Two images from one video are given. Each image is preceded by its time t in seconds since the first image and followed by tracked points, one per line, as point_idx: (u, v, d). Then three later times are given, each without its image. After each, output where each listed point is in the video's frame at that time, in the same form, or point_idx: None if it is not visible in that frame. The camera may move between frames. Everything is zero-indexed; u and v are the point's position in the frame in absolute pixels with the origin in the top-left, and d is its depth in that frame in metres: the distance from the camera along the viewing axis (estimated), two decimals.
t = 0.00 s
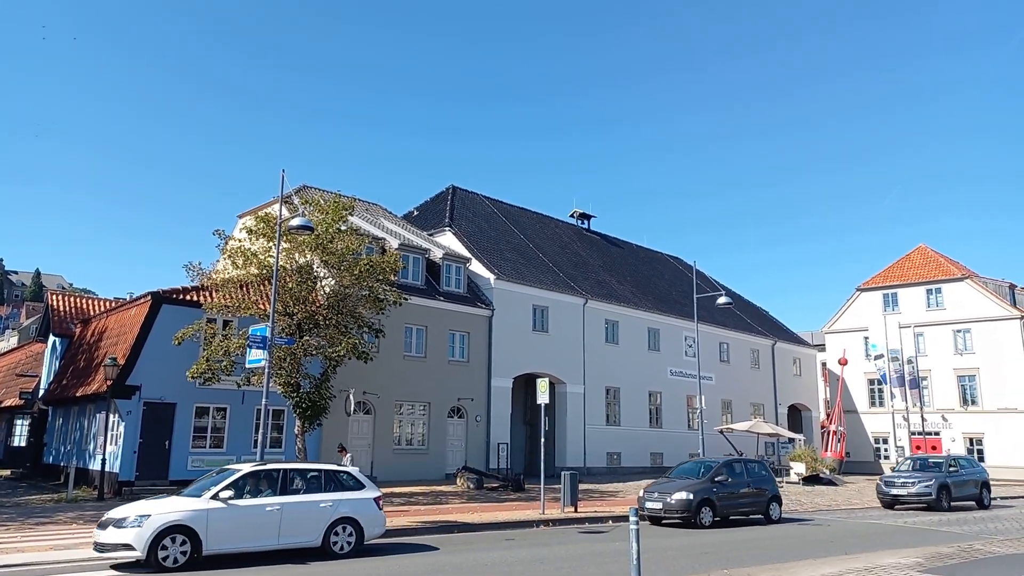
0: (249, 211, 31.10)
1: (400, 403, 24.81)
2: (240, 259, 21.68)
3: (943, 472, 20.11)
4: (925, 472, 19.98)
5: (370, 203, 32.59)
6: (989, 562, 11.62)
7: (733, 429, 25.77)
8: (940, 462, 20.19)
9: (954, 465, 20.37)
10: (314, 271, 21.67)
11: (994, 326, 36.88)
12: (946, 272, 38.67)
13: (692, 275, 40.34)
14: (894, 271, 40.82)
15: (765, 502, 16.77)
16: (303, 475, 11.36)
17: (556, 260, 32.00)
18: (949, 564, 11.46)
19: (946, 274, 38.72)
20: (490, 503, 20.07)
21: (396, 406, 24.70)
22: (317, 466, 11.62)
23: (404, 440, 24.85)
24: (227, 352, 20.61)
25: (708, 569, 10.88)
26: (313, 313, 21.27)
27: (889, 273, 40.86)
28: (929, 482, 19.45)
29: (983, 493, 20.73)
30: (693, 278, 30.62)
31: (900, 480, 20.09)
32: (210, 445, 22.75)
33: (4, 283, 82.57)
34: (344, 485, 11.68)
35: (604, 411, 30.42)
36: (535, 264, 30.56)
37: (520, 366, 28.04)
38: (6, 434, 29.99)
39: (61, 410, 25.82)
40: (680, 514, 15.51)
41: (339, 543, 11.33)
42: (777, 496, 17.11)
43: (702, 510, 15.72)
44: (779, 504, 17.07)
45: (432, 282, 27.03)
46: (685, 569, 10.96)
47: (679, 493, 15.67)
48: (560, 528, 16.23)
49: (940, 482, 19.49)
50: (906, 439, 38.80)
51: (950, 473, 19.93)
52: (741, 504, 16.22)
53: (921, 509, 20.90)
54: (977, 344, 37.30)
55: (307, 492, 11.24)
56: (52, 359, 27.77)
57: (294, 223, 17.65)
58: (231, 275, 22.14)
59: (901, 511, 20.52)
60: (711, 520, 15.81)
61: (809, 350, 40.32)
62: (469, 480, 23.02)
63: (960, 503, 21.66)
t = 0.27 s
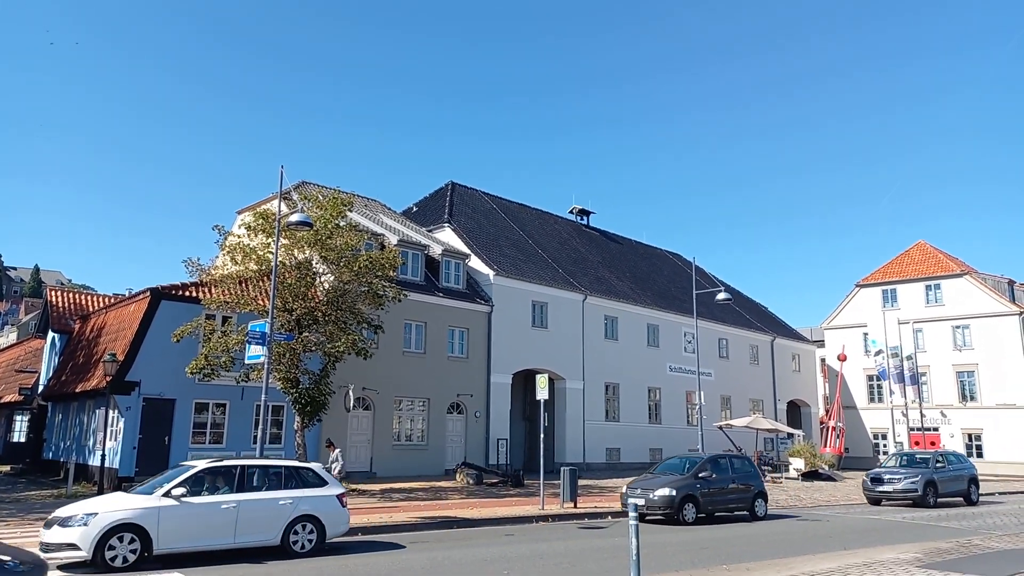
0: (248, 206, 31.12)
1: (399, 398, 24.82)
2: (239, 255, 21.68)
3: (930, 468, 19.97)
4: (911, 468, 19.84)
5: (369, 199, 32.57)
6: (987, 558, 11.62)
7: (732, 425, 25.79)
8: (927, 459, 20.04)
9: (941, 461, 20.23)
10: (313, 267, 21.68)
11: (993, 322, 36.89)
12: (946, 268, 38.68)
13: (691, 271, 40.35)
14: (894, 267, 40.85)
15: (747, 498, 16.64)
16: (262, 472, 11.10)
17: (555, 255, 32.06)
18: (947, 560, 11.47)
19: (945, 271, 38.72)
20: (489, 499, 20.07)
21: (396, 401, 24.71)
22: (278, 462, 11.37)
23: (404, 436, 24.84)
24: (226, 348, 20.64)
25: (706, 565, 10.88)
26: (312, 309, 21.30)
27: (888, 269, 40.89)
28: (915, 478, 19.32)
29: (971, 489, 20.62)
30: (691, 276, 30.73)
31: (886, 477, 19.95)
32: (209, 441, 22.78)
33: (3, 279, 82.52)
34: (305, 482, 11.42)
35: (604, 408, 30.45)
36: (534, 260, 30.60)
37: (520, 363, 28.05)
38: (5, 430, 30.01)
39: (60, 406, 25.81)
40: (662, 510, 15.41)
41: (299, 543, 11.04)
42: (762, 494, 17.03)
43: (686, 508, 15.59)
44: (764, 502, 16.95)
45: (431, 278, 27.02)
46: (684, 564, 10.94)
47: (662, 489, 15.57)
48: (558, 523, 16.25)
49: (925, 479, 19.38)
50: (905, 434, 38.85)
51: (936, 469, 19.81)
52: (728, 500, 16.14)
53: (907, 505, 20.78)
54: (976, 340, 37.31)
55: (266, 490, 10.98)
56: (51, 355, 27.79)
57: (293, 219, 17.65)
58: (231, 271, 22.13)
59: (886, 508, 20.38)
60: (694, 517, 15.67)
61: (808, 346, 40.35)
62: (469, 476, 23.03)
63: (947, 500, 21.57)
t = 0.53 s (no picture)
0: (249, 207, 31.16)
1: (400, 398, 24.83)
2: (240, 256, 21.68)
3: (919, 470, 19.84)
4: (900, 469, 19.72)
5: (369, 200, 32.58)
6: (989, 559, 11.61)
7: (733, 426, 25.75)
8: (916, 460, 19.91)
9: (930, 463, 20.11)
10: (314, 268, 21.68)
11: (994, 323, 36.84)
12: (947, 270, 38.64)
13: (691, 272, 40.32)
14: (894, 268, 40.87)
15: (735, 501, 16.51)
16: (216, 475, 10.63)
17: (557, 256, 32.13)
18: (949, 561, 11.46)
19: (946, 272, 38.68)
20: (490, 500, 20.03)
21: (396, 403, 24.70)
22: (233, 464, 10.90)
23: (405, 435, 24.84)
24: (227, 349, 20.64)
25: (706, 566, 10.87)
26: (313, 310, 21.34)
27: (889, 270, 40.92)
28: (903, 480, 19.19)
29: (961, 491, 20.50)
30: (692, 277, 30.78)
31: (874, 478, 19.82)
32: (209, 442, 22.79)
33: (4, 280, 82.56)
34: (263, 484, 10.93)
35: (604, 409, 30.42)
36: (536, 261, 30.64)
37: (521, 363, 28.04)
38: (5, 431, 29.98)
39: (60, 408, 25.84)
40: (645, 512, 15.37)
41: (254, 548, 10.54)
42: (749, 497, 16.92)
43: (668, 509, 15.56)
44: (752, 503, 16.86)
45: (432, 279, 27.01)
46: (684, 565, 10.94)
47: (645, 491, 15.49)
48: (558, 525, 16.26)
49: (914, 480, 19.23)
50: (906, 436, 38.85)
51: (925, 470, 19.69)
52: (711, 502, 16.04)
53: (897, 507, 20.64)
54: (977, 341, 37.27)
55: (219, 492, 10.49)
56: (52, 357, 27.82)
57: (294, 220, 17.66)
58: (231, 272, 22.13)
59: (874, 510, 20.22)
60: (678, 519, 15.64)
61: (808, 347, 40.35)
62: (469, 477, 23.01)
63: (938, 501, 21.44)
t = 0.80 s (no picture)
0: (247, 207, 31.14)
1: (400, 400, 24.83)
2: (239, 257, 21.73)
3: (905, 473, 19.72)
4: (887, 471, 19.64)
5: (368, 201, 32.60)
6: (990, 562, 11.61)
7: (730, 429, 25.54)
8: (902, 463, 19.79)
9: (916, 465, 19.96)
10: (313, 270, 21.74)
11: (992, 325, 36.81)
12: (946, 271, 38.59)
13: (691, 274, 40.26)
14: (893, 270, 40.89)
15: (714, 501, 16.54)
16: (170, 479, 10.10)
17: (556, 257, 32.24)
18: (949, 563, 11.47)
19: (945, 273, 38.63)
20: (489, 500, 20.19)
21: (394, 405, 24.63)
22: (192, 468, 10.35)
23: (405, 437, 24.79)
24: (225, 351, 20.65)
25: (706, 568, 10.88)
26: (312, 312, 21.30)
27: (888, 272, 40.96)
28: (888, 483, 19.06)
29: (950, 494, 20.37)
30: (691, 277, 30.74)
31: (859, 481, 19.73)
32: (207, 443, 22.79)
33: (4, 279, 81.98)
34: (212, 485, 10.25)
35: (602, 410, 30.21)
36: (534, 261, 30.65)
37: (520, 364, 28.05)
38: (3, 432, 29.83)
39: (59, 409, 25.77)
40: (622, 514, 15.26)
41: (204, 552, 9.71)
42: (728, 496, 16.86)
43: (649, 512, 15.40)
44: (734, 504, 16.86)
45: (431, 280, 27.02)
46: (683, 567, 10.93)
47: (623, 493, 15.40)
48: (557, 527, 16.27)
49: (900, 483, 19.12)
50: (904, 437, 39.00)
51: (912, 473, 19.54)
52: (695, 505, 16.08)
53: (884, 509, 20.54)
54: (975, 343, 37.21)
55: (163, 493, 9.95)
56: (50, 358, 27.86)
57: (292, 221, 17.70)
58: (231, 274, 22.14)
59: (859, 512, 20.08)
60: (658, 521, 15.48)
61: (807, 349, 40.58)
62: (467, 480, 22.98)
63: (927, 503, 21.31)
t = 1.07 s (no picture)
0: (247, 207, 31.51)
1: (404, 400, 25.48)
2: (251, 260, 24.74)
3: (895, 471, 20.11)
4: (876, 471, 20.08)
5: (368, 198, 33.00)
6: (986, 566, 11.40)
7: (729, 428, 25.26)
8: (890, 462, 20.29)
9: (903, 464, 20.33)
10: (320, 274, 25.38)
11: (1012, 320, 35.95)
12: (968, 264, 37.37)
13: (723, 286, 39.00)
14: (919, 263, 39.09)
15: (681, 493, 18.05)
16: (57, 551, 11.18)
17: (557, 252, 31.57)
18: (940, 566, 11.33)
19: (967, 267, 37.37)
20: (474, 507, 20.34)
21: (393, 397, 26.81)
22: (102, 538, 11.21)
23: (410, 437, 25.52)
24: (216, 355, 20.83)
25: (705, 569, 10.85)
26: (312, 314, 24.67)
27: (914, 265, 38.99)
28: (875, 482, 19.44)
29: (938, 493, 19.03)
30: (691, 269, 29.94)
31: (845, 480, 20.50)
32: (206, 439, 29.48)
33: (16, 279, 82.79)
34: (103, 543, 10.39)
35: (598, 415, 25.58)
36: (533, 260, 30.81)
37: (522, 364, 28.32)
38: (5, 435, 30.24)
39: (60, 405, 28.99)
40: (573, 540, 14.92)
41: None
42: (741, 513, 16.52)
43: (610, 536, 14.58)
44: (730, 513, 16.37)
45: (431, 280, 29.60)
46: (682, 568, 10.93)
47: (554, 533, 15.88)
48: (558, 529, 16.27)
49: (888, 482, 19.39)
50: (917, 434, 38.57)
51: (902, 471, 19.83)
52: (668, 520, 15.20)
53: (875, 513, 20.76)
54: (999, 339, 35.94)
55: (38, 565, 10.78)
56: (47, 354, 30.12)
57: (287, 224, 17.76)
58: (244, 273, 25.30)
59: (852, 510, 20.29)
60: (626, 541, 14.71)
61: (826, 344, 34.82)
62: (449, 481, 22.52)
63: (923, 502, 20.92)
